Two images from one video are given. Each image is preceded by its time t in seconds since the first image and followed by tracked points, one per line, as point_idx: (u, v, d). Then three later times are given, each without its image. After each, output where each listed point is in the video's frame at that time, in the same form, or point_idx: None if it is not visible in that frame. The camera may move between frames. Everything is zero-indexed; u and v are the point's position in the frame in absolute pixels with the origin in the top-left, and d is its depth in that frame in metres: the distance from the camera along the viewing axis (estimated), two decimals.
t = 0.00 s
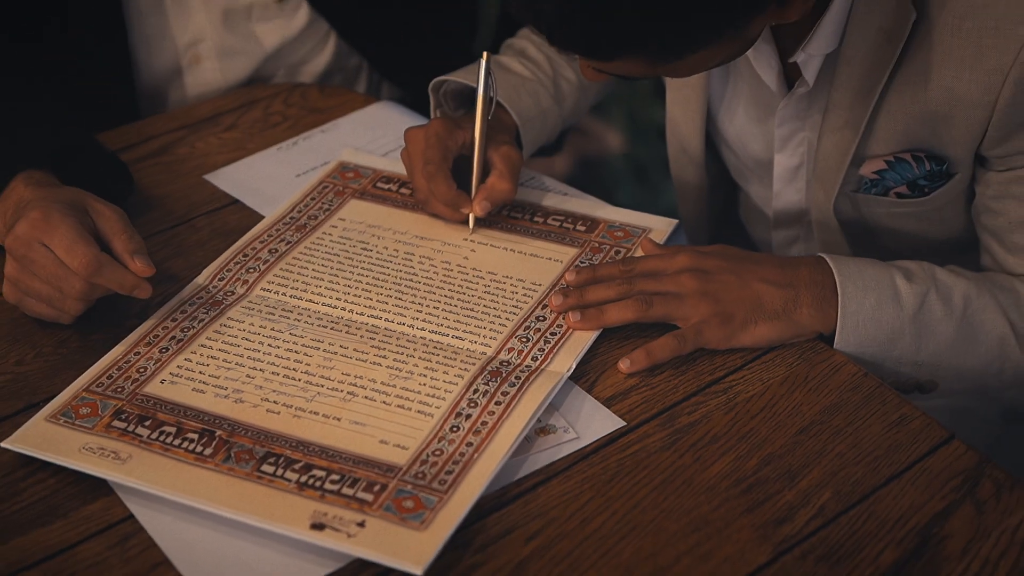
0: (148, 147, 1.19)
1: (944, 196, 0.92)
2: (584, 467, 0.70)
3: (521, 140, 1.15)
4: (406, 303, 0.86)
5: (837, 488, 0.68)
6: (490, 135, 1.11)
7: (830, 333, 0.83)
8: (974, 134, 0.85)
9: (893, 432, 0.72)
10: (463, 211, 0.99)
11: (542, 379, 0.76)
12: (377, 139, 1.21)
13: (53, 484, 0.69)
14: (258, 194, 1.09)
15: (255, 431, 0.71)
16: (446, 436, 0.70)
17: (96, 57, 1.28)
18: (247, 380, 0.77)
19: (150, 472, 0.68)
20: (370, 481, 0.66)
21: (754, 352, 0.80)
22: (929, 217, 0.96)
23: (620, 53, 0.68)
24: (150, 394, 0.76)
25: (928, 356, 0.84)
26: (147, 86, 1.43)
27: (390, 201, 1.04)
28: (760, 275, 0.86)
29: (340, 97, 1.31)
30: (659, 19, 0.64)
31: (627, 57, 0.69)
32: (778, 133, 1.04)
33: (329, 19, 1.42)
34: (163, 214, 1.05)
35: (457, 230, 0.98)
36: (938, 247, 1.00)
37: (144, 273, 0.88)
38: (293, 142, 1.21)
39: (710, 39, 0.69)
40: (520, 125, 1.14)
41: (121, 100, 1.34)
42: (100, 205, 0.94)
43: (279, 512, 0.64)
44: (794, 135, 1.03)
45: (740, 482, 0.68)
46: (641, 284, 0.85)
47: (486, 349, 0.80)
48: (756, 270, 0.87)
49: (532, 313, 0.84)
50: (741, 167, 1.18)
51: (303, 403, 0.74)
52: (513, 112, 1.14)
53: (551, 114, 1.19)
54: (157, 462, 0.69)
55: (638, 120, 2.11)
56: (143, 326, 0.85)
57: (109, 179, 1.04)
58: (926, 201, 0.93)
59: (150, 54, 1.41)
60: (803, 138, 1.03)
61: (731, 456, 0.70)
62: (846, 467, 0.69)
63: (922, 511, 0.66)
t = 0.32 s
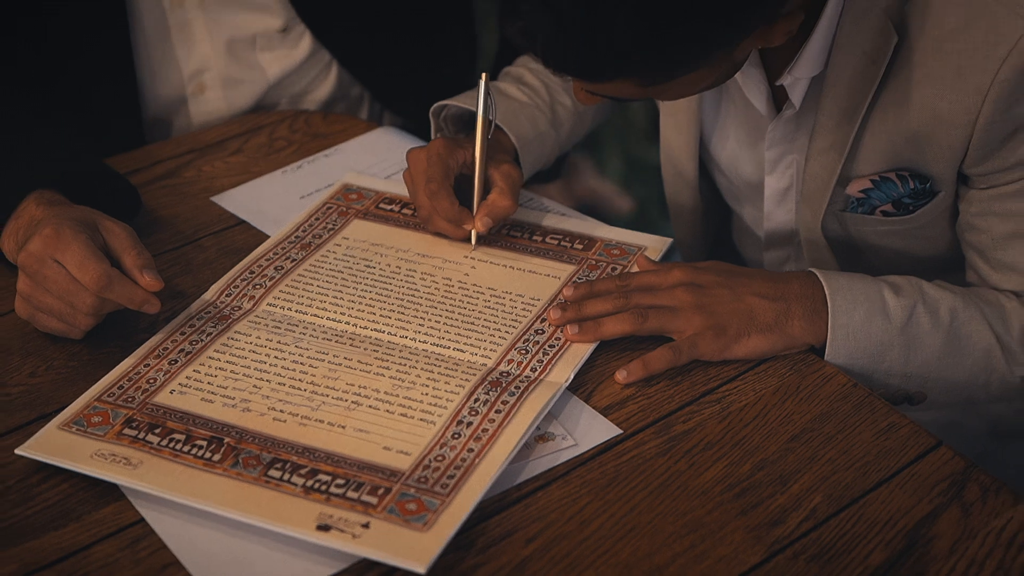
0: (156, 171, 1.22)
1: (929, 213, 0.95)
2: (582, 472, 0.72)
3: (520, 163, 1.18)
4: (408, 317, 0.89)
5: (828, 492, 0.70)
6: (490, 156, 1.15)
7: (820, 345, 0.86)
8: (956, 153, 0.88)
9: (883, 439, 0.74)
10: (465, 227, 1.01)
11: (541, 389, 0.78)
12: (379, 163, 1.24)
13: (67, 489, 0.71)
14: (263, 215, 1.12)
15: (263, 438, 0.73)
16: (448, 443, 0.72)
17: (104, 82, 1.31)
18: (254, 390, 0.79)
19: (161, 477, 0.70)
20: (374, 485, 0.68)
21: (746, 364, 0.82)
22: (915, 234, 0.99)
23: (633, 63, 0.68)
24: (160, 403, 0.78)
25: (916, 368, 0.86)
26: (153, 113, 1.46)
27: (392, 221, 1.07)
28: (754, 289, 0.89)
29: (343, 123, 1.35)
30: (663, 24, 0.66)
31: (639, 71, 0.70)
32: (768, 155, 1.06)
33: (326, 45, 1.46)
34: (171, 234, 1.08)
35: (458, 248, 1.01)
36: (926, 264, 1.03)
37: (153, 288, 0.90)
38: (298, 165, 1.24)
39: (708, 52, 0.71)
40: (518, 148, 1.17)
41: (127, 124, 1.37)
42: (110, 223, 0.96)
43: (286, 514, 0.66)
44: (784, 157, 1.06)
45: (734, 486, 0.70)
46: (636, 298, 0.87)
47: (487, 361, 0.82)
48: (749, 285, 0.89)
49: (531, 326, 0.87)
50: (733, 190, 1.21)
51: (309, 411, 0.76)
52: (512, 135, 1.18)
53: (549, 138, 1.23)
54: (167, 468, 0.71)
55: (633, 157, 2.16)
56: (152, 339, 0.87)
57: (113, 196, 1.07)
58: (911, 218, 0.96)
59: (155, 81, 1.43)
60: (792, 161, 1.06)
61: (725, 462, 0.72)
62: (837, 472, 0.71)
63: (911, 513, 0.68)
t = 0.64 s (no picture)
0: (163, 195, 1.25)
1: (913, 231, 0.99)
2: (578, 478, 0.74)
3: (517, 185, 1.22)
4: (409, 331, 0.91)
5: (817, 496, 0.72)
6: (489, 180, 1.18)
7: (809, 357, 0.88)
8: (939, 172, 0.91)
9: (870, 445, 0.76)
10: (462, 249, 1.04)
11: (538, 399, 0.81)
12: (380, 187, 1.27)
13: (77, 494, 0.73)
14: (267, 236, 1.15)
15: (267, 445, 0.75)
16: (447, 450, 0.74)
17: (108, 90, 1.32)
18: (258, 400, 0.81)
19: (168, 482, 0.72)
20: (375, 489, 0.70)
21: (737, 375, 0.85)
22: (899, 253, 1.02)
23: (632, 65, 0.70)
24: (167, 413, 0.80)
25: (903, 381, 0.89)
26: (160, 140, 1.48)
27: (393, 241, 1.10)
28: (744, 303, 0.91)
29: (345, 149, 1.38)
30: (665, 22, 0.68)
31: (635, 81, 0.72)
32: (757, 179, 1.10)
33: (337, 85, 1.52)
34: (178, 254, 1.11)
35: (458, 267, 1.03)
36: (913, 282, 1.06)
37: (158, 262, 0.95)
38: (301, 189, 1.27)
39: (702, 60, 0.73)
40: (516, 171, 1.21)
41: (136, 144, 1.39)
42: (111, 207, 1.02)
43: (289, 517, 0.68)
44: (773, 180, 1.10)
45: (725, 491, 0.72)
46: (630, 312, 0.89)
47: (485, 372, 0.84)
48: (741, 300, 0.91)
49: (528, 340, 0.89)
50: (725, 213, 1.25)
51: (312, 420, 0.78)
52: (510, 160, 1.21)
53: (546, 163, 1.26)
54: (174, 473, 0.73)
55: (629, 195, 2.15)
56: (159, 353, 0.89)
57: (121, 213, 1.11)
58: (895, 237, 0.99)
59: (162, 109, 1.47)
60: (780, 183, 1.10)
61: (716, 468, 0.75)
62: (825, 477, 0.73)
63: (897, 516, 0.70)
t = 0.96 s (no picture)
0: (172, 216, 1.28)
1: (902, 247, 1.01)
2: (576, 481, 0.76)
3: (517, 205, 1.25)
4: (411, 344, 0.93)
5: (809, 498, 0.74)
6: (490, 200, 1.22)
7: (801, 368, 0.90)
8: (926, 189, 0.95)
9: (861, 451, 0.78)
10: (466, 263, 1.07)
11: (537, 406, 0.83)
12: (383, 209, 1.31)
13: (89, 496, 0.76)
14: (273, 255, 1.18)
15: (273, 449, 0.78)
16: (448, 453, 0.77)
17: (108, 90, 1.33)
18: (265, 408, 0.83)
19: (178, 484, 0.74)
20: (379, 490, 0.72)
21: (731, 385, 0.87)
22: (888, 270, 1.05)
23: (640, 64, 0.72)
24: (177, 419, 0.82)
25: (892, 393, 0.91)
26: (171, 166, 1.51)
27: (396, 259, 1.13)
28: (740, 315, 0.93)
29: (349, 173, 1.42)
30: (668, 19, 0.70)
31: (634, 100, 0.75)
32: (750, 199, 1.13)
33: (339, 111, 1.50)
34: (186, 272, 1.14)
35: (459, 283, 1.06)
36: (903, 298, 1.08)
37: (159, 305, 0.95)
38: (306, 211, 1.31)
39: (706, 61, 0.75)
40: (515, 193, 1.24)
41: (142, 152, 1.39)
42: (119, 241, 1.03)
43: (295, 516, 0.70)
44: (766, 201, 1.13)
45: (719, 495, 0.74)
46: (627, 324, 0.92)
47: (486, 382, 0.87)
48: (734, 312, 0.94)
49: (527, 351, 0.92)
50: (719, 234, 1.28)
51: (318, 426, 0.80)
52: (510, 180, 1.25)
53: (545, 186, 1.30)
54: (184, 476, 0.75)
55: (631, 239, 2.15)
56: (169, 364, 0.92)
57: (126, 239, 1.13)
58: (885, 252, 1.02)
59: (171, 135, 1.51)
60: (773, 204, 1.13)
61: (710, 472, 0.77)
62: (817, 480, 0.75)
63: (886, 517, 0.72)
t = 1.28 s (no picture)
0: (182, 235, 1.31)
1: (891, 262, 1.04)
2: (574, 482, 0.78)
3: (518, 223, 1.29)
4: (415, 354, 0.96)
5: (801, 498, 0.76)
6: (492, 219, 1.25)
7: (794, 377, 0.93)
8: (915, 204, 0.98)
9: (852, 454, 0.81)
10: (469, 282, 1.09)
11: (537, 412, 0.85)
12: (388, 228, 1.34)
13: (102, 495, 0.78)
14: (280, 272, 1.21)
15: (281, 451, 0.80)
16: (451, 455, 0.79)
17: (108, 90, 1.36)
18: (273, 413, 0.86)
19: (189, 484, 0.76)
20: (384, 489, 0.75)
21: (727, 393, 0.89)
22: (879, 285, 1.07)
23: (638, 60, 0.74)
24: (187, 424, 0.85)
25: (883, 402, 0.93)
26: (183, 188, 1.55)
27: (400, 275, 1.16)
28: (732, 325, 0.95)
29: (354, 195, 1.45)
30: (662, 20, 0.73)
31: (630, 114, 0.78)
32: (744, 218, 1.16)
33: (344, 129, 1.53)
34: (195, 287, 1.17)
35: (462, 297, 1.09)
36: (895, 314, 1.11)
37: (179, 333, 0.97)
38: (313, 231, 1.34)
39: (702, 73, 0.79)
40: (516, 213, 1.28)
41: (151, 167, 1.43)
42: (145, 269, 1.05)
43: (302, 513, 0.72)
44: (759, 219, 1.16)
45: (713, 495, 0.76)
46: (625, 334, 0.95)
47: (487, 389, 0.89)
48: (729, 322, 0.96)
49: (528, 361, 0.94)
50: (716, 253, 1.30)
51: (324, 430, 0.83)
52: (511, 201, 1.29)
53: (545, 206, 1.34)
54: (194, 476, 0.77)
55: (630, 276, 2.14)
56: (179, 372, 0.94)
57: (138, 255, 1.16)
58: (875, 267, 1.04)
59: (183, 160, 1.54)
60: (767, 223, 1.16)
61: (705, 474, 0.79)
62: (809, 481, 0.78)
63: (876, 516, 0.74)
